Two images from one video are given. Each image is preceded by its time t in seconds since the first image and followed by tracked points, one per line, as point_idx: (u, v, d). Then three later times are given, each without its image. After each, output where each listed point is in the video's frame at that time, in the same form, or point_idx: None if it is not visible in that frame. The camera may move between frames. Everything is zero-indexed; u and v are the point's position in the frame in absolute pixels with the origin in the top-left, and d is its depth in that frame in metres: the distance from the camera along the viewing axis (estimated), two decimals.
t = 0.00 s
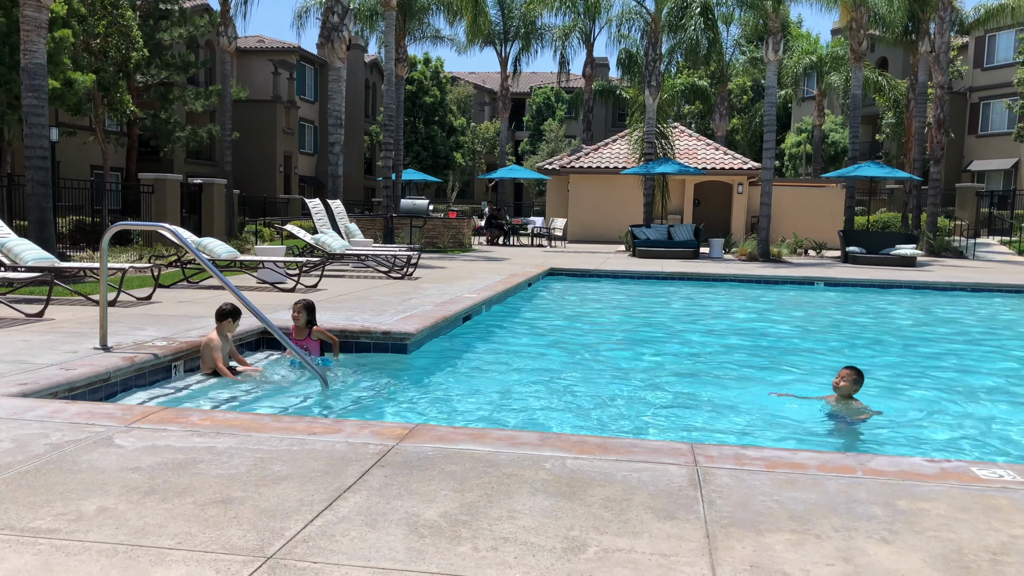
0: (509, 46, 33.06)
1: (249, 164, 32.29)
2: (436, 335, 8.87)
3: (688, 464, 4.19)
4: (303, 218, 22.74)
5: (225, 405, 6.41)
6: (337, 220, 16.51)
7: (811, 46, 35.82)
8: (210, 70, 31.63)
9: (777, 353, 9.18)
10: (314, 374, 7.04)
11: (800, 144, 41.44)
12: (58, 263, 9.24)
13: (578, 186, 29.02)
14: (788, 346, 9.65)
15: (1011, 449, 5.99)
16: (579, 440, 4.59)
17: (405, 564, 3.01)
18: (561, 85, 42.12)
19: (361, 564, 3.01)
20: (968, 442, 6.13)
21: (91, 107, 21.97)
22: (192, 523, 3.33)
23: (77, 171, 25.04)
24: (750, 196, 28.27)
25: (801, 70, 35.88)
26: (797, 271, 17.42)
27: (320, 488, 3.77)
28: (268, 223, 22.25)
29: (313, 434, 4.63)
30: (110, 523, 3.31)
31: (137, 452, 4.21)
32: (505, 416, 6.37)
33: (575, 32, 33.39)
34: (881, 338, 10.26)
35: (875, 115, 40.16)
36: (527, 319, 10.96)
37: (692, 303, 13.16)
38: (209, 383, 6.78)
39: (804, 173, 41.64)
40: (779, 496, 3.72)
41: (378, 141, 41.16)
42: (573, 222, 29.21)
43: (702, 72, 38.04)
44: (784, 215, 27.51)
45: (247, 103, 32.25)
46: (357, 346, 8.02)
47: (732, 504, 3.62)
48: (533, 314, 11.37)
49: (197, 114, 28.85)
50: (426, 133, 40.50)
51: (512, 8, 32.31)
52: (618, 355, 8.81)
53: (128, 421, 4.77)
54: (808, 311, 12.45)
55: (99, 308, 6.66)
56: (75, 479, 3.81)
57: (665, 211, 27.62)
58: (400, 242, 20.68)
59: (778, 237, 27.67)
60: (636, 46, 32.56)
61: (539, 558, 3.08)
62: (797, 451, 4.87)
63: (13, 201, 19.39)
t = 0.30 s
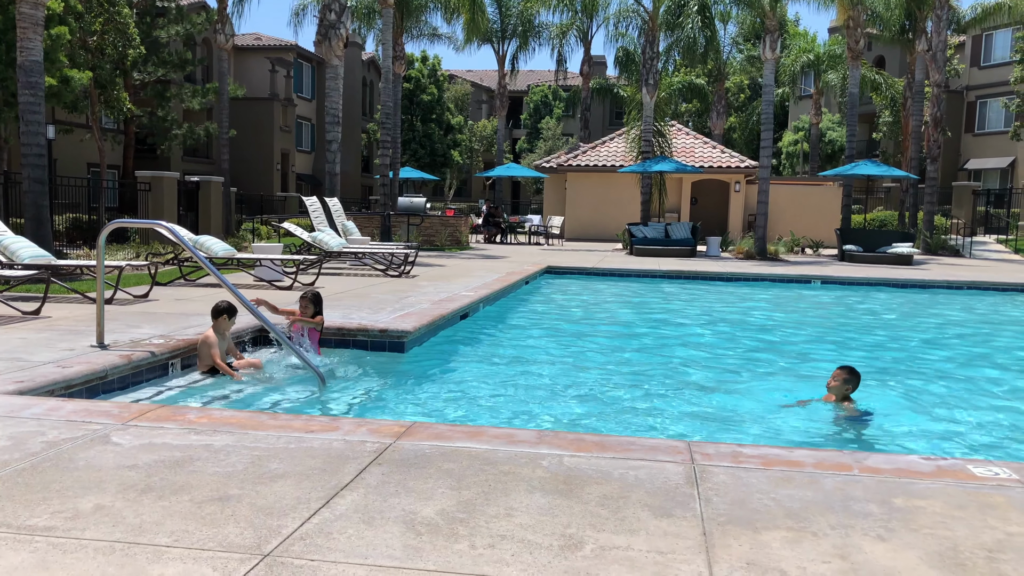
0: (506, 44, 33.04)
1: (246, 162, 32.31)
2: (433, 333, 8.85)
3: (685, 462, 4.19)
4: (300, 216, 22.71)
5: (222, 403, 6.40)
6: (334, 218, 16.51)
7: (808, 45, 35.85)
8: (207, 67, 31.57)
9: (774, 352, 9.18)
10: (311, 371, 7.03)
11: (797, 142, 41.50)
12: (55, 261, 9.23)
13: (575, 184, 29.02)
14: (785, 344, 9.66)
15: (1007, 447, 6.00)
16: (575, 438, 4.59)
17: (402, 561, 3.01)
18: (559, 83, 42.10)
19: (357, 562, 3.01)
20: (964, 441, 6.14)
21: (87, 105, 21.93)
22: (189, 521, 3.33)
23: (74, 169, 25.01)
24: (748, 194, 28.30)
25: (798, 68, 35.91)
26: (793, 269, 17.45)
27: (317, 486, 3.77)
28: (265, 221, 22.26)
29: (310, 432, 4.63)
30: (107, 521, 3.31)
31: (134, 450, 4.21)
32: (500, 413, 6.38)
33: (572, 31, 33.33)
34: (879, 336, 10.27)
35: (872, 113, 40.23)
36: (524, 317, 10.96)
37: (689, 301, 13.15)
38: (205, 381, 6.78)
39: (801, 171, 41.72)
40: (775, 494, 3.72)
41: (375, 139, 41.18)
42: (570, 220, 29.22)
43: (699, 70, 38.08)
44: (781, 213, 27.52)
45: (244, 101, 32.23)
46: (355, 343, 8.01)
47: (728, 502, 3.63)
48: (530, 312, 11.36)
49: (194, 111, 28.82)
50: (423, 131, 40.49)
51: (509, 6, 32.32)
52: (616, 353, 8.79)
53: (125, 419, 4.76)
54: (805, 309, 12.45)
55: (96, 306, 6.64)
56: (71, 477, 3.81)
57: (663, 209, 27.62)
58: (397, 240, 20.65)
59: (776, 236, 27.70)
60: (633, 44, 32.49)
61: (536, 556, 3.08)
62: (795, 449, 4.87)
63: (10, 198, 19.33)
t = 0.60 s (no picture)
0: (506, 43, 33.10)
1: (245, 161, 32.34)
2: (432, 332, 8.85)
3: (684, 461, 4.19)
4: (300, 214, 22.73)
5: (221, 403, 6.40)
6: (334, 217, 16.51)
7: (808, 44, 35.85)
8: (207, 66, 31.56)
9: (774, 350, 9.19)
10: (311, 369, 7.03)
11: (797, 141, 41.51)
12: (55, 260, 9.23)
13: (575, 183, 29.03)
14: (784, 343, 9.67)
15: (1007, 446, 6.00)
16: (575, 438, 4.59)
17: (402, 560, 3.02)
18: (558, 81, 42.08)
19: (356, 561, 3.01)
20: (964, 439, 6.14)
21: (87, 104, 21.93)
22: (189, 520, 3.33)
23: (74, 168, 25.02)
24: (747, 193, 28.31)
25: (798, 67, 35.89)
26: (793, 268, 17.43)
27: (317, 484, 3.77)
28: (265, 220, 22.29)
29: (310, 430, 4.63)
30: (107, 519, 3.31)
31: (133, 449, 4.21)
32: (503, 413, 6.37)
33: (572, 30, 33.28)
34: (879, 335, 10.27)
35: (872, 112, 40.25)
36: (525, 316, 10.97)
37: (689, 299, 13.15)
38: (205, 379, 6.78)
39: (801, 170, 41.73)
40: (774, 493, 3.73)
41: (374, 138, 41.20)
42: (570, 219, 29.23)
43: (698, 69, 38.10)
44: (781, 212, 27.53)
45: (243, 100, 32.23)
46: (355, 342, 8.02)
47: (727, 501, 3.63)
48: (529, 311, 11.36)
49: (194, 110, 28.82)
50: (423, 130, 40.48)
51: (509, 5, 32.35)
52: (616, 352, 8.79)
53: (125, 417, 4.77)
54: (804, 308, 12.46)
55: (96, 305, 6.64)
56: (70, 475, 3.81)
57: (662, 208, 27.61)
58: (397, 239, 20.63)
59: (775, 235, 27.70)
60: (633, 43, 32.41)
61: (536, 554, 3.08)
62: (795, 448, 4.87)
63: (9, 198, 19.34)
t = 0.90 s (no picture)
0: (507, 43, 33.16)
1: (246, 161, 32.38)
2: (433, 331, 8.85)
3: (685, 460, 4.19)
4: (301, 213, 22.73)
5: (222, 402, 6.39)
6: (335, 217, 16.52)
7: (809, 43, 35.87)
8: (208, 66, 31.60)
9: (775, 350, 9.18)
10: (312, 370, 7.04)
11: (798, 141, 41.53)
12: (56, 259, 9.23)
13: (576, 182, 29.05)
14: (786, 342, 9.65)
15: (1008, 445, 6.01)
16: (576, 437, 4.59)
17: (404, 559, 3.02)
18: (560, 81, 42.09)
19: (358, 560, 3.01)
20: (966, 437, 6.15)
21: (89, 103, 21.98)
22: (190, 519, 3.33)
23: (75, 167, 25.06)
24: (749, 192, 28.33)
25: (799, 66, 35.89)
26: (795, 268, 17.43)
27: (319, 484, 3.77)
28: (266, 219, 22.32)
29: (311, 430, 4.63)
30: (108, 519, 3.32)
31: (135, 449, 4.21)
32: (506, 413, 6.34)
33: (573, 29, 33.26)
34: (879, 335, 10.26)
35: (872, 111, 40.27)
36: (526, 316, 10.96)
37: (690, 299, 13.15)
38: (206, 379, 6.78)
39: (802, 170, 41.74)
40: (776, 492, 3.73)
41: (376, 137, 41.26)
42: (571, 218, 29.24)
43: (700, 68, 38.11)
44: (781, 211, 27.55)
45: (244, 98, 32.24)
46: (355, 341, 8.02)
47: (728, 500, 3.63)
48: (531, 311, 11.37)
49: (195, 110, 28.86)
50: (424, 130, 40.48)
51: (510, 5, 32.39)
52: (617, 351, 8.79)
53: (127, 417, 4.77)
54: (806, 307, 12.45)
55: (97, 304, 6.63)
56: (72, 475, 3.81)
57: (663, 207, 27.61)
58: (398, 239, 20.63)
59: (776, 234, 27.71)
60: (634, 42, 32.36)
61: (539, 553, 3.09)
62: (796, 447, 4.88)
63: (11, 197, 19.37)
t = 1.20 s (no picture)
0: (508, 42, 33.15)
1: (247, 161, 32.36)
2: (434, 330, 8.85)
3: (686, 459, 4.18)
4: (303, 212, 22.73)
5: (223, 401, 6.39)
6: (336, 216, 16.52)
7: (810, 42, 35.86)
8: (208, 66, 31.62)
9: (776, 349, 9.16)
10: (314, 369, 7.04)
11: (799, 140, 41.50)
12: (58, 258, 9.23)
13: (577, 181, 29.04)
14: (787, 341, 9.63)
15: (1011, 444, 6.00)
16: (577, 436, 4.59)
17: (406, 557, 3.02)
18: (561, 80, 42.06)
19: (360, 558, 3.01)
20: (967, 437, 6.14)
21: (90, 102, 22.00)
22: (192, 518, 3.33)
23: (76, 166, 25.08)
24: (750, 191, 28.34)
25: (800, 65, 35.85)
26: (796, 267, 17.41)
27: (320, 483, 3.77)
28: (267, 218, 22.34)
29: (312, 429, 4.62)
30: (110, 517, 3.32)
31: (136, 447, 4.21)
32: (505, 413, 6.32)
33: (574, 28, 33.21)
34: (881, 334, 10.25)
35: (874, 110, 40.22)
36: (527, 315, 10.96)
37: (691, 298, 13.13)
38: (208, 378, 6.79)
39: (803, 169, 41.69)
40: (777, 492, 3.72)
41: (377, 136, 41.26)
42: (572, 217, 29.22)
43: (701, 67, 38.08)
44: (783, 210, 27.53)
45: (245, 97, 32.23)
46: (357, 341, 8.03)
47: (730, 499, 3.63)
48: (532, 310, 11.37)
49: (196, 109, 28.87)
50: (425, 129, 40.42)
51: (510, 3, 32.35)
52: (617, 351, 8.78)
53: (128, 416, 4.77)
54: (808, 307, 12.43)
55: (98, 303, 6.62)
56: (74, 473, 3.82)
57: (664, 206, 27.60)
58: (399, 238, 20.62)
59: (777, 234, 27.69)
60: (635, 41, 32.30)
61: (539, 552, 3.08)
62: (797, 446, 4.87)
63: (13, 196, 19.40)
